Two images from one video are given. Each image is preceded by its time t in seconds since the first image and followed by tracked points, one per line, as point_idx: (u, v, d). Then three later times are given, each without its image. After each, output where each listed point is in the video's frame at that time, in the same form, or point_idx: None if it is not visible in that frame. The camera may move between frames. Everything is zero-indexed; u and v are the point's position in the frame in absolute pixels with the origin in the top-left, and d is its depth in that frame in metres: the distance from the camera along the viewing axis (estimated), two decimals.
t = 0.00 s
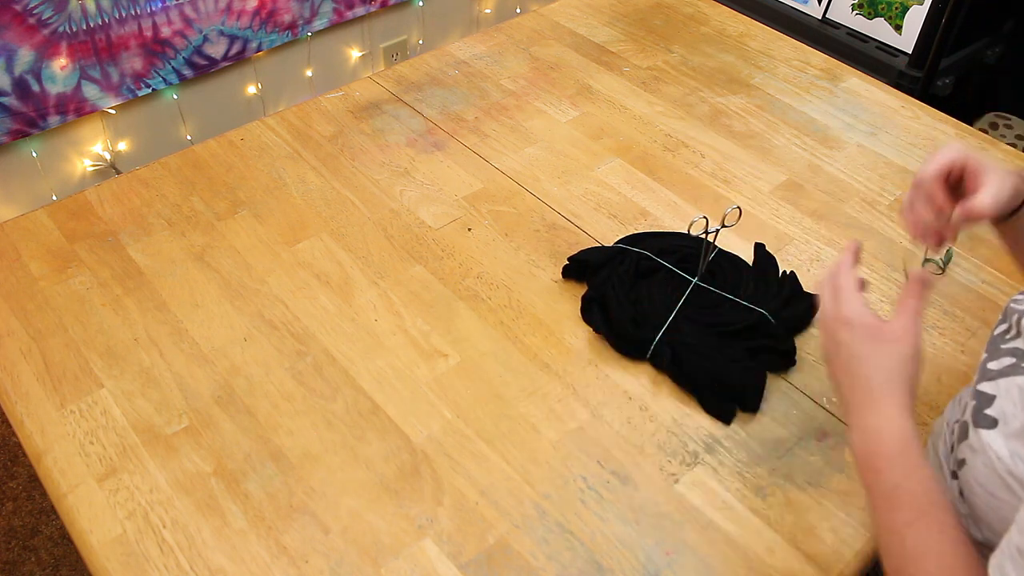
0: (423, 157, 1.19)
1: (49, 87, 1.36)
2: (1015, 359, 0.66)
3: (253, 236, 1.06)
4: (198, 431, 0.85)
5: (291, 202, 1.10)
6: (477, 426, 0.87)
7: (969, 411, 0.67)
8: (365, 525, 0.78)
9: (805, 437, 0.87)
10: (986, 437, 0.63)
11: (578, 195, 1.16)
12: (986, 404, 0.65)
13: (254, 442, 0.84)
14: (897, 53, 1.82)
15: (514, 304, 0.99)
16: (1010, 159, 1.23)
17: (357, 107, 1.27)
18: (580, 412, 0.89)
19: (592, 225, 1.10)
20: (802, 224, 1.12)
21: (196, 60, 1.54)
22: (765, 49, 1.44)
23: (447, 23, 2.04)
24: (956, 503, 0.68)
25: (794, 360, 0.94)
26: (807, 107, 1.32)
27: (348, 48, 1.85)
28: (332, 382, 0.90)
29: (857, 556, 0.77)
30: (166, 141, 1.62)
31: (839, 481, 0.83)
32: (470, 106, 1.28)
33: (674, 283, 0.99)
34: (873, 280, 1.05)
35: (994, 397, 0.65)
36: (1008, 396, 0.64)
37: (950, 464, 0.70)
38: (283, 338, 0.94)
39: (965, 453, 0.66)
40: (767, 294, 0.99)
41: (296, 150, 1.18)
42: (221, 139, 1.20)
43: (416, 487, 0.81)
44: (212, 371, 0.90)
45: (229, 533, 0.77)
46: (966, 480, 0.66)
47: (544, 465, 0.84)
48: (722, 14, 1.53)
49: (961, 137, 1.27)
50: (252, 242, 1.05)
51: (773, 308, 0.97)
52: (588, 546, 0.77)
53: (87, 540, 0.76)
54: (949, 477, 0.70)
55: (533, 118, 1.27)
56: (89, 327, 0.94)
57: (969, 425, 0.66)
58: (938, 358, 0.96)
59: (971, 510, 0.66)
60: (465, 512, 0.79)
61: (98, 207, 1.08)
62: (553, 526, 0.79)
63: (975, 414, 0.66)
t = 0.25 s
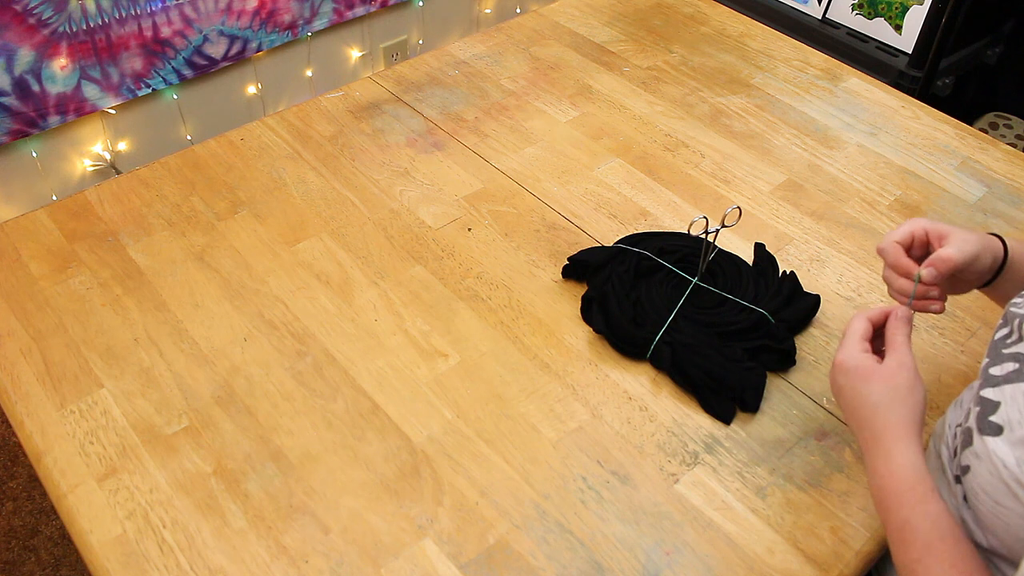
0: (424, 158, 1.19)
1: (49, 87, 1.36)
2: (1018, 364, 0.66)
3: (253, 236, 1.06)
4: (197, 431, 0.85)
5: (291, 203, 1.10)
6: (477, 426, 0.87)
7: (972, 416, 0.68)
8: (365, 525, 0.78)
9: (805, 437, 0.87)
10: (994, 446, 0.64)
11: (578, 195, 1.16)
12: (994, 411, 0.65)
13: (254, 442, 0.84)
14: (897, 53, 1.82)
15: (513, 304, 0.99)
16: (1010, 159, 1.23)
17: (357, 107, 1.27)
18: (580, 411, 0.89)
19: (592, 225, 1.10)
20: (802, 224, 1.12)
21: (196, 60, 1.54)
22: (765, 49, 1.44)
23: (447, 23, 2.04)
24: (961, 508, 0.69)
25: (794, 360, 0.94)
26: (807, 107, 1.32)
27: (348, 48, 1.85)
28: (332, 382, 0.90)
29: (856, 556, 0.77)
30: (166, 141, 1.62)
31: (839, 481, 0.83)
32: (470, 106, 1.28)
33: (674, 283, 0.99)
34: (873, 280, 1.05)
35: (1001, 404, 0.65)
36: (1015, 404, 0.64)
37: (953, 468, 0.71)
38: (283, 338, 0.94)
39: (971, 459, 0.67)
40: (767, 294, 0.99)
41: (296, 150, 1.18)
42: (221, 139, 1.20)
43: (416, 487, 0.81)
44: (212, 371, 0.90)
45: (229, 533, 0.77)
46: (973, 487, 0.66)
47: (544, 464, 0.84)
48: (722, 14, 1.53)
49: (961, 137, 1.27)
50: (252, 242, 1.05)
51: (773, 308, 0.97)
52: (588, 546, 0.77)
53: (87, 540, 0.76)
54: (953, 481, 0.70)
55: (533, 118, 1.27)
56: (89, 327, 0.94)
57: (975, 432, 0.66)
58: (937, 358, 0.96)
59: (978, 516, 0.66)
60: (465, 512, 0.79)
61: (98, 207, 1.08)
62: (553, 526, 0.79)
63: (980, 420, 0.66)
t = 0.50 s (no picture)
0: (424, 158, 1.19)
1: (49, 87, 1.36)
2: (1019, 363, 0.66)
3: (253, 236, 1.06)
4: (198, 431, 0.85)
5: (291, 203, 1.10)
6: (477, 426, 0.87)
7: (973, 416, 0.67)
8: (365, 525, 0.78)
9: (805, 437, 0.87)
10: (994, 445, 0.63)
11: (578, 195, 1.16)
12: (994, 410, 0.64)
13: (254, 442, 0.84)
14: (897, 53, 1.82)
15: (513, 304, 0.99)
16: (1009, 159, 1.23)
17: (357, 107, 1.27)
18: (580, 411, 0.89)
19: (592, 225, 1.10)
20: (802, 224, 1.12)
21: (196, 60, 1.54)
22: (765, 49, 1.44)
23: (447, 23, 2.04)
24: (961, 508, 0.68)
25: (794, 360, 0.94)
26: (807, 107, 1.32)
27: (348, 48, 1.85)
28: (332, 382, 0.90)
29: (856, 556, 0.77)
30: (167, 141, 1.62)
31: (839, 481, 0.83)
32: (470, 106, 1.28)
33: (674, 283, 1.00)
34: (873, 280, 1.05)
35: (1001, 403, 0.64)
36: (1014, 402, 0.63)
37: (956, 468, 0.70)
38: (283, 337, 0.94)
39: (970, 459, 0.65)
40: (767, 294, 0.99)
41: (297, 151, 1.18)
42: (221, 139, 1.20)
43: (416, 487, 0.81)
44: (212, 371, 0.90)
45: (229, 533, 0.77)
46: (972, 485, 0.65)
47: (544, 465, 0.84)
48: (722, 14, 1.53)
49: (961, 137, 1.27)
50: (252, 242, 1.05)
51: (772, 308, 0.97)
52: (588, 546, 0.77)
53: (87, 540, 0.76)
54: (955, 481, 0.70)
55: (533, 118, 1.27)
56: (89, 327, 0.94)
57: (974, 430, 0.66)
58: (938, 358, 0.96)
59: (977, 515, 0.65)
60: (465, 512, 0.79)
61: (98, 207, 1.08)
62: (553, 526, 0.79)
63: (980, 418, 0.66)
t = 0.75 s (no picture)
0: (424, 157, 1.19)
1: (49, 87, 1.36)
2: (1020, 361, 0.66)
3: (253, 236, 1.06)
4: (198, 431, 0.85)
5: (291, 203, 1.10)
6: (477, 426, 0.87)
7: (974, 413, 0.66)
8: (366, 525, 0.78)
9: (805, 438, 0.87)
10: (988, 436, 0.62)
11: (578, 195, 1.16)
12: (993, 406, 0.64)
13: (254, 442, 0.84)
14: (897, 53, 1.82)
15: (513, 304, 0.99)
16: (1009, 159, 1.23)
17: (357, 107, 1.27)
18: (580, 411, 0.89)
19: (592, 225, 1.10)
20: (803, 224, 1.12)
21: (196, 60, 1.54)
22: (765, 49, 1.44)
23: (447, 23, 2.04)
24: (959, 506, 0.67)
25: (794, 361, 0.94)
26: (807, 107, 1.32)
27: (348, 48, 1.85)
28: (332, 382, 0.90)
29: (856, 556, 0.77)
30: (167, 141, 1.62)
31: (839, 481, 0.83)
32: (470, 106, 1.28)
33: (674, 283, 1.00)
34: (873, 280, 1.05)
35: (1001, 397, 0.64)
36: (1011, 396, 0.63)
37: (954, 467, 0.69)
38: (283, 337, 0.94)
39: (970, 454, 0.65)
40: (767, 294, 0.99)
41: (296, 150, 1.18)
42: (221, 139, 1.20)
43: (416, 487, 0.81)
44: (212, 371, 0.90)
45: (229, 533, 0.77)
46: (971, 481, 0.64)
47: (544, 465, 0.84)
48: (722, 15, 1.53)
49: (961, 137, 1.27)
50: (252, 242, 1.05)
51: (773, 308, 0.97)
52: (588, 546, 0.77)
53: (87, 540, 0.76)
54: (952, 481, 0.69)
55: (533, 118, 1.27)
56: (89, 327, 0.94)
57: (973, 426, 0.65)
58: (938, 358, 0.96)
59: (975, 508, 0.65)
60: (465, 512, 0.79)
61: (98, 207, 1.08)
62: (553, 526, 0.79)
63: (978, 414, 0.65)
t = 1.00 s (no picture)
0: (424, 157, 1.19)
1: (49, 87, 1.36)
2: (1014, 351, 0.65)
3: (253, 236, 1.06)
4: (198, 431, 0.85)
5: (291, 202, 1.10)
6: (477, 426, 0.87)
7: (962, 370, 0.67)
8: (366, 525, 0.78)
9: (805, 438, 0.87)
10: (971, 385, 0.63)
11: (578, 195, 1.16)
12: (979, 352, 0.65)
13: (255, 442, 0.84)
14: (897, 53, 1.82)
15: (514, 304, 0.99)
16: (1009, 159, 1.23)
17: (357, 107, 1.27)
18: (580, 411, 0.89)
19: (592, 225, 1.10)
20: (802, 224, 1.12)
21: (196, 60, 1.54)
22: (765, 49, 1.44)
23: (447, 23, 2.04)
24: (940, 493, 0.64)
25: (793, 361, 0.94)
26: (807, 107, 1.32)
27: (348, 48, 1.85)
28: (332, 382, 0.90)
29: (856, 556, 0.77)
30: (167, 141, 1.62)
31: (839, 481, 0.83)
32: (470, 106, 1.28)
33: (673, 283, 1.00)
34: (873, 280, 1.05)
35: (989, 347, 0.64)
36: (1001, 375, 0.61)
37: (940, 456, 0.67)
38: (283, 337, 0.94)
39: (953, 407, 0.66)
40: (767, 294, 0.99)
41: (296, 150, 1.18)
42: (221, 139, 1.20)
43: (416, 487, 0.81)
44: (212, 371, 0.90)
45: (229, 533, 0.77)
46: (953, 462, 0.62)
47: (544, 464, 0.84)
48: (722, 15, 1.53)
49: (961, 137, 1.27)
50: (252, 242, 1.05)
51: (772, 308, 0.97)
52: (588, 546, 0.77)
53: (87, 540, 0.76)
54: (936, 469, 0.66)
55: (533, 118, 1.27)
56: (89, 327, 0.94)
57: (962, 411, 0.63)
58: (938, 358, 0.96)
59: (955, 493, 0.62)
60: (465, 512, 0.79)
61: (98, 207, 1.08)
62: (553, 526, 0.79)
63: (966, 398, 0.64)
